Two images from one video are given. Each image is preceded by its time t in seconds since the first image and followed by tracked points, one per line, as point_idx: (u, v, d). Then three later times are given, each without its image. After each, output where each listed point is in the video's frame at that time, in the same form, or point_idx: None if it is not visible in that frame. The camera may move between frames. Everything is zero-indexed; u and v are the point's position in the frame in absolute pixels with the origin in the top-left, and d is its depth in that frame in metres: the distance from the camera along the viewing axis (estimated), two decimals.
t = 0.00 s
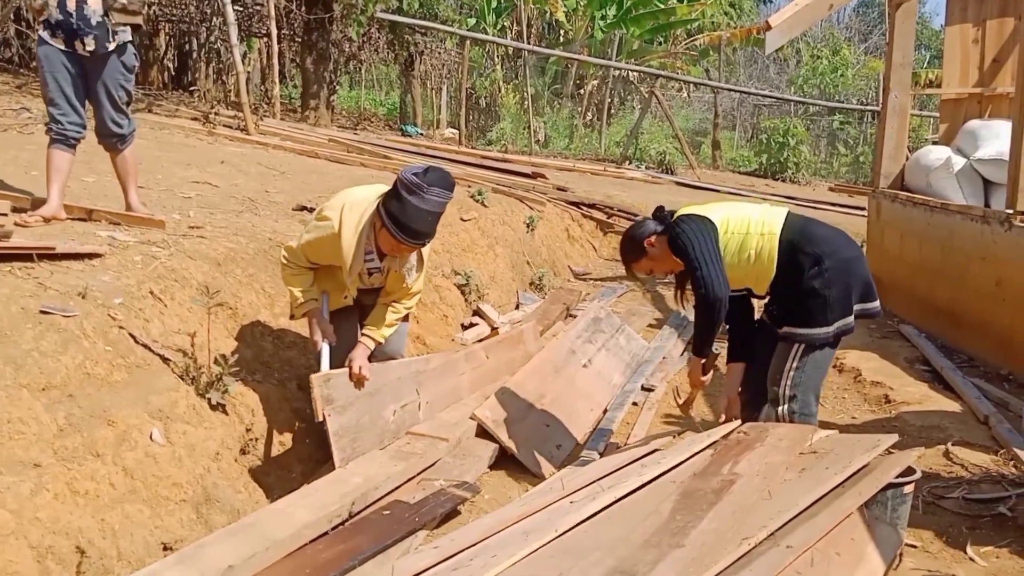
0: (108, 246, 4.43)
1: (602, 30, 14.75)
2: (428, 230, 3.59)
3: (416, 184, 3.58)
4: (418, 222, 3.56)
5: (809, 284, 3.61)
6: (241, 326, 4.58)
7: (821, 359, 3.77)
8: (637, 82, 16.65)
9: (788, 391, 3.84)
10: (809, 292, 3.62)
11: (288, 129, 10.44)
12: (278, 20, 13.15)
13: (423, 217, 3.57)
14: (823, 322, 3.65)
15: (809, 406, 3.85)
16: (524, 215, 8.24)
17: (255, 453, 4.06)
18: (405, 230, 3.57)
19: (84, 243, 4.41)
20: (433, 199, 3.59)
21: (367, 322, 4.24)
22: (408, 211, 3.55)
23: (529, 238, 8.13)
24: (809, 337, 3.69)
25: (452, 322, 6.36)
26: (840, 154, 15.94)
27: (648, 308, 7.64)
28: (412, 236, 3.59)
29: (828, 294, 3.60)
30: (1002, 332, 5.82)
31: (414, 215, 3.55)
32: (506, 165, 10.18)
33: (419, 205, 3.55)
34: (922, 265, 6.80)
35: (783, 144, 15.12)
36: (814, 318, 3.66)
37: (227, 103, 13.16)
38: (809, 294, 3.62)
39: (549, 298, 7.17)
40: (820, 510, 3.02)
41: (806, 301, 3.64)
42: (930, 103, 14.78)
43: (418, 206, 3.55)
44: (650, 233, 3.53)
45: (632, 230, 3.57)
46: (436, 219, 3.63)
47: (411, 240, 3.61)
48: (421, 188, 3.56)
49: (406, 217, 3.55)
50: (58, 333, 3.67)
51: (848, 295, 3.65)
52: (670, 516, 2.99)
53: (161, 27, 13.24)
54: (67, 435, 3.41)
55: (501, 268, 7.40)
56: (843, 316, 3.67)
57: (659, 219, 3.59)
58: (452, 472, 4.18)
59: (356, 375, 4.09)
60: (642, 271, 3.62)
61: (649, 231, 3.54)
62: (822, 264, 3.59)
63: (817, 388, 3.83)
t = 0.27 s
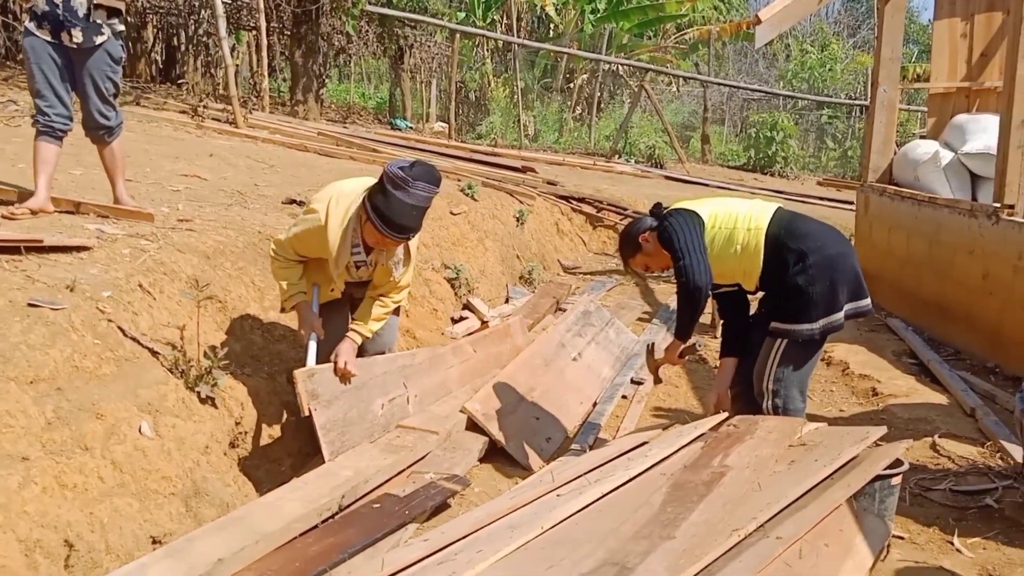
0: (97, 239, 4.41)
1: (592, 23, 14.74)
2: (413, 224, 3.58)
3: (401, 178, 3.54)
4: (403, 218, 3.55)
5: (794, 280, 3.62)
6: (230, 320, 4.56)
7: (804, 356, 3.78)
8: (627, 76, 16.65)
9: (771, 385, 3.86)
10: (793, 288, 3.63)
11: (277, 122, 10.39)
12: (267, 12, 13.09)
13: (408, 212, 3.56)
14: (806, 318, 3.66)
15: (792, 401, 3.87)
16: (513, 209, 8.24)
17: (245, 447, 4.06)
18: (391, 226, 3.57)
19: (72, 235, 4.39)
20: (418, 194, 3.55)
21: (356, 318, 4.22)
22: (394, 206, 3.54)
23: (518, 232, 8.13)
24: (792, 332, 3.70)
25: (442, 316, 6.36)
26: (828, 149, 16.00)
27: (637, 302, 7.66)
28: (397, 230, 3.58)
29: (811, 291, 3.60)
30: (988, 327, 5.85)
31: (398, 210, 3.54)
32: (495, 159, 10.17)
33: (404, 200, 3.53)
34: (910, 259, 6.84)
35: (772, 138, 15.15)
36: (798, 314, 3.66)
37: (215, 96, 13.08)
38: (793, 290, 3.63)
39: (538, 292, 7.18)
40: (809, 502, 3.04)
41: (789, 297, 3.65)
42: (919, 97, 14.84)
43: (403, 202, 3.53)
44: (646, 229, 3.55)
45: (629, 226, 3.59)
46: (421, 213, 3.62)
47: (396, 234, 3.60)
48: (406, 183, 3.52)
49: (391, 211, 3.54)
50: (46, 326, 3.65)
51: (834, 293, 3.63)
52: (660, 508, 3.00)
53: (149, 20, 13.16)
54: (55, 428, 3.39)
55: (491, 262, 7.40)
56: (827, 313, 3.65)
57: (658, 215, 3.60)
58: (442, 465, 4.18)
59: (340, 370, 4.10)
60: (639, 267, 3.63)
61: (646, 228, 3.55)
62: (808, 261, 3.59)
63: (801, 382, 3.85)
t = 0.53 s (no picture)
0: (85, 235, 4.36)
1: (586, 18, 14.71)
2: (399, 210, 3.55)
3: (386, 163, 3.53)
4: (389, 203, 3.52)
5: (784, 279, 3.60)
6: (220, 316, 4.53)
7: (794, 353, 3.77)
8: (620, 71, 16.61)
9: (761, 382, 3.86)
10: (783, 286, 3.61)
11: (268, 116, 10.33)
12: (257, 6, 13.00)
13: (394, 197, 3.53)
14: (796, 316, 3.65)
15: (782, 398, 3.86)
16: (506, 205, 8.21)
17: (235, 444, 4.03)
18: (377, 210, 3.54)
19: (59, 231, 4.34)
20: (404, 178, 3.53)
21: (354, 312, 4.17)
22: (379, 191, 3.51)
23: (511, 228, 8.10)
24: (783, 330, 3.69)
25: (434, 313, 6.33)
26: (822, 145, 16.01)
27: (630, 298, 7.64)
28: (382, 216, 3.55)
29: (801, 289, 3.59)
30: (982, 323, 5.84)
31: (384, 195, 3.52)
32: (488, 154, 10.14)
33: (389, 184, 3.51)
34: (903, 255, 6.83)
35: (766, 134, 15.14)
36: (788, 312, 3.65)
37: (206, 90, 12.99)
38: (784, 288, 3.62)
39: (531, 288, 7.15)
40: (802, 499, 3.02)
41: (780, 295, 3.64)
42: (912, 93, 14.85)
43: (388, 186, 3.51)
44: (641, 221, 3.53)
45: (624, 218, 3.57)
46: (408, 197, 3.59)
47: (381, 220, 3.57)
48: (390, 167, 3.51)
49: (377, 196, 3.52)
50: (33, 322, 3.61)
51: (824, 292, 3.61)
52: (654, 505, 2.98)
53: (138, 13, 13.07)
54: (43, 426, 3.35)
55: (484, 259, 7.37)
56: (817, 311, 3.63)
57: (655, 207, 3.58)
58: (434, 463, 4.15)
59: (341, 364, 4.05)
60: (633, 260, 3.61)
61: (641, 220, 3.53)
62: (798, 259, 3.57)
63: (791, 380, 3.84)
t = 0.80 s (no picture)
0: (70, 229, 4.32)
1: (576, 12, 14.68)
2: (385, 184, 3.52)
3: (369, 140, 3.54)
4: (373, 176, 3.50)
5: (772, 274, 3.59)
6: (208, 312, 4.49)
7: (784, 348, 3.76)
8: (611, 66, 16.59)
9: (752, 378, 3.84)
10: (772, 281, 3.60)
11: (256, 110, 10.26)
12: None
13: (377, 171, 3.51)
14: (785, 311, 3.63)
15: (773, 393, 3.85)
16: (496, 200, 8.18)
17: (224, 440, 4.00)
18: (360, 186, 3.52)
19: (44, 225, 4.30)
20: (386, 153, 3.53)
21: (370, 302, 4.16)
22: (362, 167, 3.50)
23: (501, 223, 8.08)
24: (773, 324, 3.67)
25: (423, 308, 6.31)
26: (812, 140, 16.03)
27: (621, 294, 7.63)
28: (368, 193, 3.53)
29: (790, 284, 3.57)
30: (971, 319, 5.85)
31: (367, 171, 3.51)
32: (478, 149, 10.10)
33: (371, 158, 3.50)
34: (893, 250, 6.85)
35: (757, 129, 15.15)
36: (777, 307, 3.63)
37: (193, 83, 12.90)
38: (773, 284, 3.60)
39: (522, 284, 7.13)
40: (792, 495, 3.02)
41: (769, 290, 3.63)
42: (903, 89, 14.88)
43: (371, 161, 3.50)
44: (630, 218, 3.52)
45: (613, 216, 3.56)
46: (393, 174, 3.58)
47: (367, 197, 3.54)
48: (372, 143, 3.52)
49: (360, 173, 3.51)
50: (18, 318, 3.57)
51: (813, 286, 3.60)
52: (645, 501, 2.98)
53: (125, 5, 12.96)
54: (28, 422, 3.32)
55: (474, 254, 7.34)
56: (806, 306, 3.62)
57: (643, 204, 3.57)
58: (424, 459, 4.13)
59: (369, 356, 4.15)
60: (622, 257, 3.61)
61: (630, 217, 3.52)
62: (785, 254, 3.56)
63: (782, 374, 3.83)
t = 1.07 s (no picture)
0: (54, 221, 4.28)
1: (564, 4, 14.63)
2: (366, 148, 3.58)
3: (346, 106, 3.63)
4: (353, 138, 3.56)
5: (764, 265, 3.59)
6: (194, 305, 4.46)
7: (776, 338, 3.76)
8: (599, 58, 16.56)
9: (744, 369, 3.83)
10: (764, 272, 3.59)
11: (242, 101, 10.18)
12: None
13: (357, 132, 3.57)
14: (778, 300, 3.63)
15: (765, 384, 3.84)
16: (484, 192, 8.16)
17: (209, 434, 3.97)
18: (342, 149, 3.56)
19: (27, 217, 4.25)
20: (363, 115, 3.62)
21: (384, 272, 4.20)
22: (341, 131, 3.56)
23: (489, 216, 8.05)
24: (766, 314, 3.67)
25: (411, 301, 6.28)
26: (801, 133, 16.05)
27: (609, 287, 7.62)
28: (351, 157, 3.57)
29: (782, 274, 3.57)
30: (958, 312, 5.87)
31: (348, 135, 3.56)
32: (466, 141, 10.06)
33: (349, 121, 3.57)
34: (881, 243, 6.86)
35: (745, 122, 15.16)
36: (770, 297, 3.63)
37: (178, 74, 12.80)
38: (764, 275, 3.60)
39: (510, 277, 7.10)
40: (781, 488, 3.02)
41: (762, 282, 3.62)
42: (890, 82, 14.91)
43: (349, 124, 3.57)
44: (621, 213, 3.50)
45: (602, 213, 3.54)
46: (374, 139, 3.63)
47: (349, 162, 3.58)
48: (349, 108, 3.62)
49: (340, 138, 3.56)
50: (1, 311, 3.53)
51: (805, 277, 3.60)
52: (634, 493, 2.97)
53: None
54: (12, 416, 3.28)
55: (462, 246, 7.31)
56: (799, 296, 3.62)
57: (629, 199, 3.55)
58: (411, 453, 4.11)
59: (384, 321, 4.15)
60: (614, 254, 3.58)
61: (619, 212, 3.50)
62: (779, 244, 3.56)
63: (774, 366, 3.82)
